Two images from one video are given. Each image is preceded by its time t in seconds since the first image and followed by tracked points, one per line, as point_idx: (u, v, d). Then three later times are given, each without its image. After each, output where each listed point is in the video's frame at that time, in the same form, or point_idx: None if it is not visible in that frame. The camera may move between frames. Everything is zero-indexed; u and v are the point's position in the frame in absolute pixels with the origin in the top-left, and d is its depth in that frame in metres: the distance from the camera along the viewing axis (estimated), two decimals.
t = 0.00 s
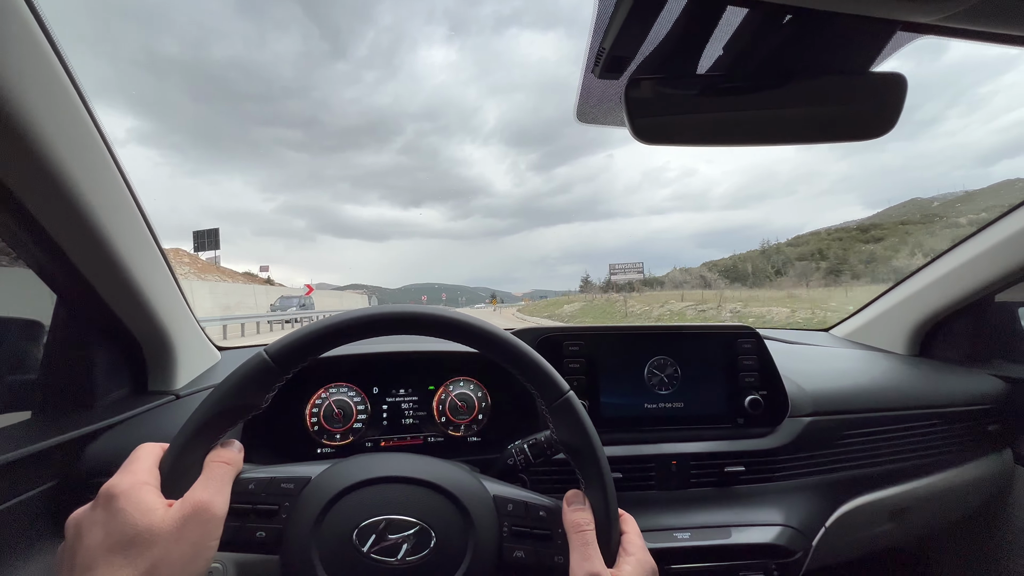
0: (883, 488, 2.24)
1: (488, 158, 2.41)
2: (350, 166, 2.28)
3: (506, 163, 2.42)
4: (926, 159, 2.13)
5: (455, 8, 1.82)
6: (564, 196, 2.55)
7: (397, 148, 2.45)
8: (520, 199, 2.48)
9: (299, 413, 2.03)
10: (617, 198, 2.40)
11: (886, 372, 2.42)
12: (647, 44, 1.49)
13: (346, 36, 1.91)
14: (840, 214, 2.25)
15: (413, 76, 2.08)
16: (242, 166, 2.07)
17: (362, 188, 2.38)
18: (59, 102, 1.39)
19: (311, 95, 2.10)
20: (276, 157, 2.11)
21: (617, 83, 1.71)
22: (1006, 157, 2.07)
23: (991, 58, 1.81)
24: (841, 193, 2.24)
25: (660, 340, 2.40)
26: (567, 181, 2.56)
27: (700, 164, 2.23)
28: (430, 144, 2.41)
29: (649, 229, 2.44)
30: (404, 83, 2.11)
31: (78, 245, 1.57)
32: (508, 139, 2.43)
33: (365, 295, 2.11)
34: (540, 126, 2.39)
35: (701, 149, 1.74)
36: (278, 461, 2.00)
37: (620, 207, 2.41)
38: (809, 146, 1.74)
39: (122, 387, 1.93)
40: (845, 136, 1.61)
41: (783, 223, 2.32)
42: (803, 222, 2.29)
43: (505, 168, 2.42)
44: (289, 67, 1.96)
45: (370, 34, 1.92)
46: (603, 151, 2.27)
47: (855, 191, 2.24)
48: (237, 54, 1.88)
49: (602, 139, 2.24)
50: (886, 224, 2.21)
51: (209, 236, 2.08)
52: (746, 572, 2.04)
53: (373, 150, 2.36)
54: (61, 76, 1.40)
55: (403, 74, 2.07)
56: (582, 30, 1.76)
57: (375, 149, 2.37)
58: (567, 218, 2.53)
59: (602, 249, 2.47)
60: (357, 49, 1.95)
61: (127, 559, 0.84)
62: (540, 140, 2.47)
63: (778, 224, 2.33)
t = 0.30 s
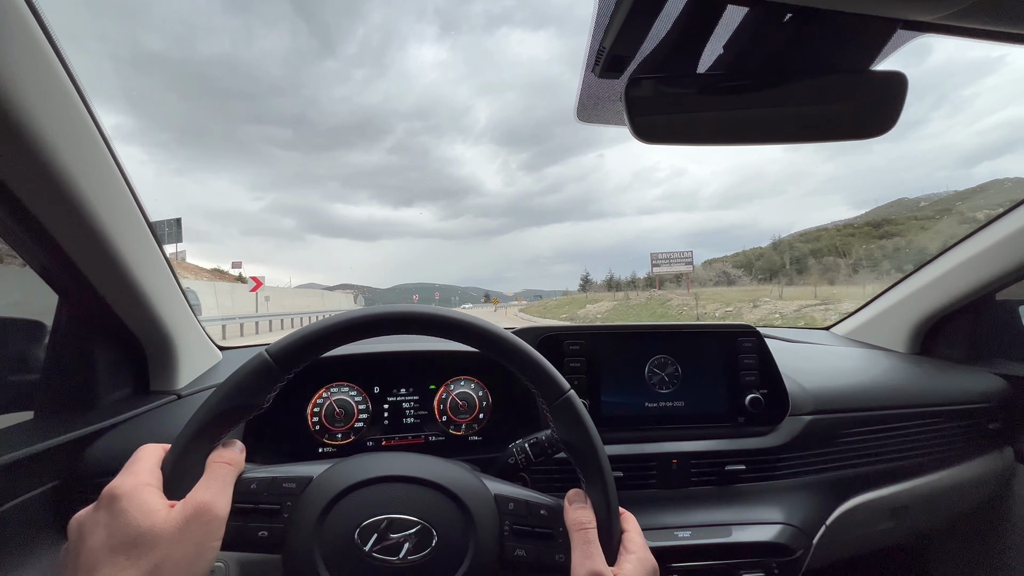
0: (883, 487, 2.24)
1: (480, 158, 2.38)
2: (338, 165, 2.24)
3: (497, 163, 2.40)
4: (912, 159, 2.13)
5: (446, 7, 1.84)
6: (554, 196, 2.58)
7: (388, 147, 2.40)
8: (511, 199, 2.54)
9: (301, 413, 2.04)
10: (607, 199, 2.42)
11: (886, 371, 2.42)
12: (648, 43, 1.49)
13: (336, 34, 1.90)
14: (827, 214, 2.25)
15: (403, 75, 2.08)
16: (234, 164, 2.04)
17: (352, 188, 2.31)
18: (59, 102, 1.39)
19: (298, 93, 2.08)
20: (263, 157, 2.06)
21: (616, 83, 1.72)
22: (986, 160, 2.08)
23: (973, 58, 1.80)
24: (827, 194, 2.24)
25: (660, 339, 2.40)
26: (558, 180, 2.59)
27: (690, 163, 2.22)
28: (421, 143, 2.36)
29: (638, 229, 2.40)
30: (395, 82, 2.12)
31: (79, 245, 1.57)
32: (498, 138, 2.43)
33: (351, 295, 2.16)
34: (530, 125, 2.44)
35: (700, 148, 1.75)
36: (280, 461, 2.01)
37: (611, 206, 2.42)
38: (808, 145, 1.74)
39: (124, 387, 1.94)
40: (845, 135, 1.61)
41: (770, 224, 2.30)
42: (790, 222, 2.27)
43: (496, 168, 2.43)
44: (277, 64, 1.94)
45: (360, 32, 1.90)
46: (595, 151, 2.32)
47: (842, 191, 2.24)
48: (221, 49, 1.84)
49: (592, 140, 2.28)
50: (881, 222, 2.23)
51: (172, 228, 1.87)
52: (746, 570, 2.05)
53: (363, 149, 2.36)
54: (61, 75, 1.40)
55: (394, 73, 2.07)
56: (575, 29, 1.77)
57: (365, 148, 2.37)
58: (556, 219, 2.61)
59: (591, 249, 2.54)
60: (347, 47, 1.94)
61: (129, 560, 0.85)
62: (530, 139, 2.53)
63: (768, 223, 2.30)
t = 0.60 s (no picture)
0: (883, 486, 2.24)
1: (473, 159, 2.37)
2: (327, 164, 2.25)
3: (489, 162, 2.39)
4: (894, 160, 2.16)
5: (436, 6, 1.85)
6: (546, 196, 2.59)
7: (378, 147, 2.47)
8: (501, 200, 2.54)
9: (302, 413, 2.04)
10: (597, 201, 2.52)
11: (887, 371, 2.41)
12: (648, 44, 1.49)
13: (325, 32, 1.90)
14: (815, 215, 2.25)
15: (394, 75, 2.08)
16: (226, 162, 2.05)
17: (343, 188, 2.36)
18: (59, 102, 1.39)
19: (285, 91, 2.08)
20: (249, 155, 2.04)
21: (617, 84, 1.72)
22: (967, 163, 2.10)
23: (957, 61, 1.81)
24: (816, 193, 2.24)
25: (661, 339, 2.40)
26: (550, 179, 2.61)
27: (679, 164, 2.24)
28: (411, 143, 2.38)
29: (630, 229, 2.53)
30: (385, 81, 2.12)
31: (80, 246, 1.57)
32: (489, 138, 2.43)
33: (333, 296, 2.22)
34: (521, 125, 2.46)
35: (700, 148, 1.75)
36: (281, 461, 2.02)
37: (600, 208, 2.51)
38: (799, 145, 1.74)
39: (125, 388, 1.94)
40: (844, 134, 1.61)
41: (759, 224, 2.30)
42: (777, 223, 2.29)
43: (487, 168, 2.41)
44: (264, 63, 1.93)
45: (349, 30, 1.91)
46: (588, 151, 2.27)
47: (829, 192, 2.26)
48: (208, 47, 1.84)
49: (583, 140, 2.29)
50: (878, 220, 2.23)
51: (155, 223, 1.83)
52: (747, 570, 2.05)
53: (353, 149, 2.38)
54: (61, 75, 1.40)
55: (384, 72, 2.07)
56: (565, 29, 1.78)
57: (354, 148, 2.39)
58: (549, 218, 2.61)
59: (586, 248, 2.59)
60: (336, 45, 1.94)
61: (130, 563, 0.85)
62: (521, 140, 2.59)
63: (757, 223, 2.31)
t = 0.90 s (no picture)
0: (882, 486, 2.25)
1: (463, 160, 2.38)
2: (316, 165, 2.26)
3: (478, 163, 2.38)
4: (880, 162, 2.17)
5: (425, 5, 1.85)
6: (536, 197, 2.58)
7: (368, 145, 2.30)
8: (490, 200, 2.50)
9: (305, 414, 2.05)
10: (588, 201, 2.49)
11: (887, 371, 2.42)
12: (649, 47, 1.50)
13: (314, 30, 1.91)
14: (799, 216, 2.29)
15: (383, 73, 2.08)
16: (210, 162, 2.05)
17: (331, 188, 2.35)
18: (60, 105, 1.40)
19: (274, 90, 2.08)
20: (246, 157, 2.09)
21: (619, 86, 1.73)
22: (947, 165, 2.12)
23: (939, 65, 1.84)
24: (801, 194, 2.26)
25: (661, 340, 2.41)
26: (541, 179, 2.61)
27: (669, 165, 2.24)
28: (401, 144, 2.37)
29: (616, 232, 2.50)
30: (373, 80, 2.11)
31: (83, 248, 1.58)
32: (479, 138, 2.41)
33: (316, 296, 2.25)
34: (512, 126, 2.45)
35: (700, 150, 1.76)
36: (284, 463, 2.04)
37: (591, 209, 2.49)
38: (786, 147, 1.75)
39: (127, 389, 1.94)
40: (842, 136, 1.62)
41: (745, 224, 2.38)
42: (765, 223, 2.36)
43: (477, 169, 2.41)
44: (250, 61, 1.94)
45: (338, 28, 1.92)
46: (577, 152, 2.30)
47: (815, 192, 2.24)
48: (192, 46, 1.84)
49: (573, 140, 2.30)
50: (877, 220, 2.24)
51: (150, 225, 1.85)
52: (747, 569, 2.06)
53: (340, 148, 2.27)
54: (63, 78, 1.41)
55: (374, 72, 2.07)
56: (555, 30, 1.78)
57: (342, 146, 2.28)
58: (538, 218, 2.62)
59: (577, 249, 2.59)
60: (325, 44, 1.94)
61: (135, 568, 0.86)
62: (512, 139, 2.51)
63: (744, 224, 2.38)
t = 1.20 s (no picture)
0: (881, 483, 2.24)
1: (451, 160, 2.38)
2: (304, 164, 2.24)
3: (466, 164, 2.39)
4: (872, 160, 2.16)
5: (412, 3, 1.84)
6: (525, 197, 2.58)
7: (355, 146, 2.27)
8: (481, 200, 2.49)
9: (302, 413, 2.04)
10: (577, 201, 2.49)
11: (884, 368, 2.42)
12: (646, 41, 1.49)
13: (301, 28, 1.90)
14: (788, 216, 2.27)
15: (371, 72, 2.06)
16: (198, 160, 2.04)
17: (317, 188, 2.33)
18: (57, 102, 1.39)
19: (262, 87, 2.07)
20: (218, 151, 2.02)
21: (618, 80, 1.72)
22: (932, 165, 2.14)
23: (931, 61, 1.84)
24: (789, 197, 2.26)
25: (661, 337, 2.40)
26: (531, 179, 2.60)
27: (659, 165, 2.24)
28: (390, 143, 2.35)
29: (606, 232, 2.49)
30: (361, 79, 2.10)
31: (79, 246, 1.57)
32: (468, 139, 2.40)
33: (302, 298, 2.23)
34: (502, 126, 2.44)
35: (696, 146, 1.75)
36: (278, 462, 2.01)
37: (579, 208, 2.49)
38: (779, 142, 1.75)
39: (122, 389, 1.92)
40: (838, 130, 1.61)
41: (734, 224, 2.36)
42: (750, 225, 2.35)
43: (466, 170, 2.44)
44: (237, 59, 1.93)
45: (326, 26, 1.91)
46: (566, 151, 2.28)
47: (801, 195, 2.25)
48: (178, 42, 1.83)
49: (562, 140, 2.29)
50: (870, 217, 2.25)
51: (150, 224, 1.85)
52: (747, 566, 2.04)
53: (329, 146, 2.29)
54: (59, 75, 1.40)
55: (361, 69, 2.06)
56: (544, 29, 1.78)
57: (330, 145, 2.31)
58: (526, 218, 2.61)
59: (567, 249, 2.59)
60: (313, 41, 1.93)
61: (128, 566, 0.85)
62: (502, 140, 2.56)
63: (732, 224, 2.36)
